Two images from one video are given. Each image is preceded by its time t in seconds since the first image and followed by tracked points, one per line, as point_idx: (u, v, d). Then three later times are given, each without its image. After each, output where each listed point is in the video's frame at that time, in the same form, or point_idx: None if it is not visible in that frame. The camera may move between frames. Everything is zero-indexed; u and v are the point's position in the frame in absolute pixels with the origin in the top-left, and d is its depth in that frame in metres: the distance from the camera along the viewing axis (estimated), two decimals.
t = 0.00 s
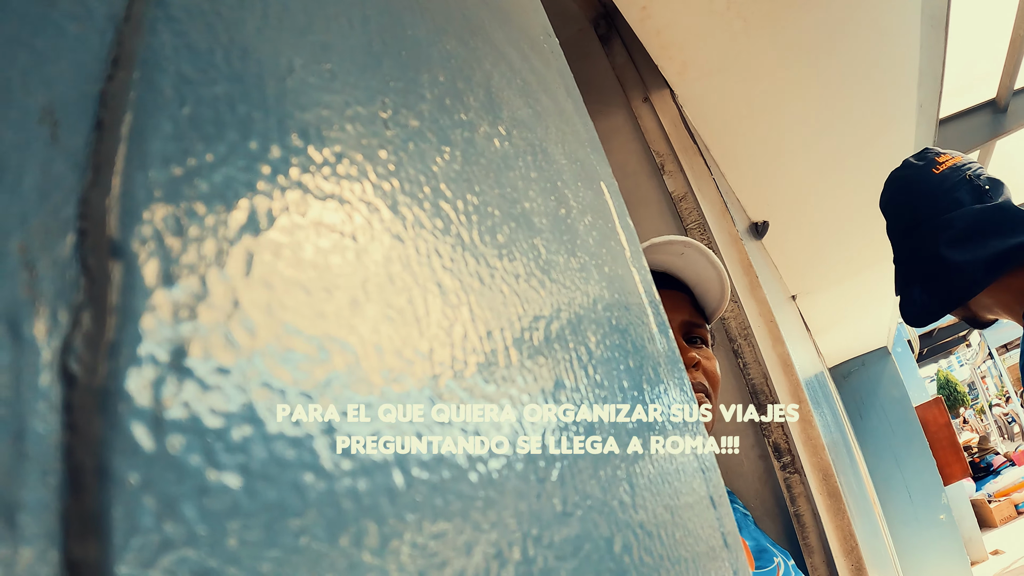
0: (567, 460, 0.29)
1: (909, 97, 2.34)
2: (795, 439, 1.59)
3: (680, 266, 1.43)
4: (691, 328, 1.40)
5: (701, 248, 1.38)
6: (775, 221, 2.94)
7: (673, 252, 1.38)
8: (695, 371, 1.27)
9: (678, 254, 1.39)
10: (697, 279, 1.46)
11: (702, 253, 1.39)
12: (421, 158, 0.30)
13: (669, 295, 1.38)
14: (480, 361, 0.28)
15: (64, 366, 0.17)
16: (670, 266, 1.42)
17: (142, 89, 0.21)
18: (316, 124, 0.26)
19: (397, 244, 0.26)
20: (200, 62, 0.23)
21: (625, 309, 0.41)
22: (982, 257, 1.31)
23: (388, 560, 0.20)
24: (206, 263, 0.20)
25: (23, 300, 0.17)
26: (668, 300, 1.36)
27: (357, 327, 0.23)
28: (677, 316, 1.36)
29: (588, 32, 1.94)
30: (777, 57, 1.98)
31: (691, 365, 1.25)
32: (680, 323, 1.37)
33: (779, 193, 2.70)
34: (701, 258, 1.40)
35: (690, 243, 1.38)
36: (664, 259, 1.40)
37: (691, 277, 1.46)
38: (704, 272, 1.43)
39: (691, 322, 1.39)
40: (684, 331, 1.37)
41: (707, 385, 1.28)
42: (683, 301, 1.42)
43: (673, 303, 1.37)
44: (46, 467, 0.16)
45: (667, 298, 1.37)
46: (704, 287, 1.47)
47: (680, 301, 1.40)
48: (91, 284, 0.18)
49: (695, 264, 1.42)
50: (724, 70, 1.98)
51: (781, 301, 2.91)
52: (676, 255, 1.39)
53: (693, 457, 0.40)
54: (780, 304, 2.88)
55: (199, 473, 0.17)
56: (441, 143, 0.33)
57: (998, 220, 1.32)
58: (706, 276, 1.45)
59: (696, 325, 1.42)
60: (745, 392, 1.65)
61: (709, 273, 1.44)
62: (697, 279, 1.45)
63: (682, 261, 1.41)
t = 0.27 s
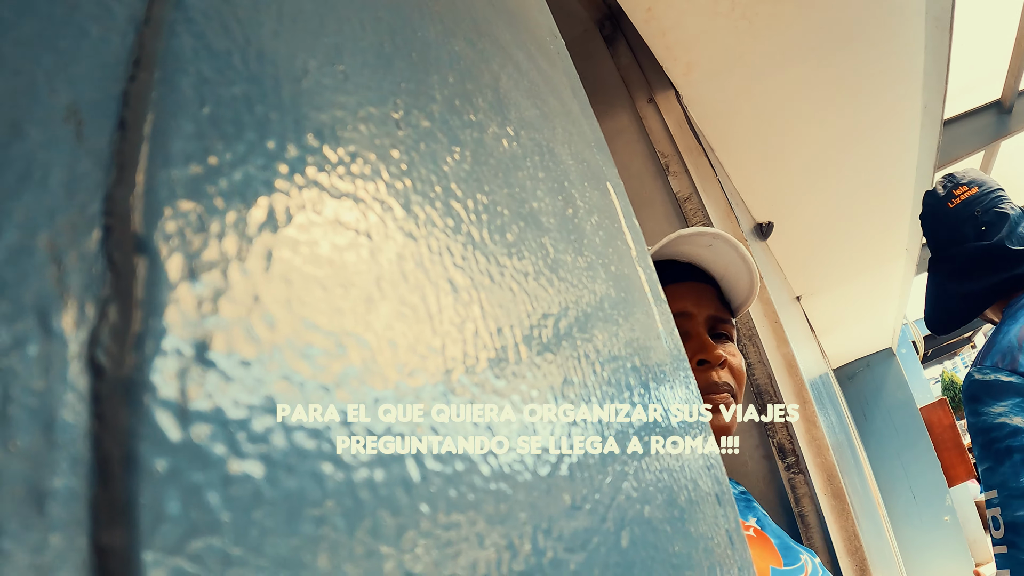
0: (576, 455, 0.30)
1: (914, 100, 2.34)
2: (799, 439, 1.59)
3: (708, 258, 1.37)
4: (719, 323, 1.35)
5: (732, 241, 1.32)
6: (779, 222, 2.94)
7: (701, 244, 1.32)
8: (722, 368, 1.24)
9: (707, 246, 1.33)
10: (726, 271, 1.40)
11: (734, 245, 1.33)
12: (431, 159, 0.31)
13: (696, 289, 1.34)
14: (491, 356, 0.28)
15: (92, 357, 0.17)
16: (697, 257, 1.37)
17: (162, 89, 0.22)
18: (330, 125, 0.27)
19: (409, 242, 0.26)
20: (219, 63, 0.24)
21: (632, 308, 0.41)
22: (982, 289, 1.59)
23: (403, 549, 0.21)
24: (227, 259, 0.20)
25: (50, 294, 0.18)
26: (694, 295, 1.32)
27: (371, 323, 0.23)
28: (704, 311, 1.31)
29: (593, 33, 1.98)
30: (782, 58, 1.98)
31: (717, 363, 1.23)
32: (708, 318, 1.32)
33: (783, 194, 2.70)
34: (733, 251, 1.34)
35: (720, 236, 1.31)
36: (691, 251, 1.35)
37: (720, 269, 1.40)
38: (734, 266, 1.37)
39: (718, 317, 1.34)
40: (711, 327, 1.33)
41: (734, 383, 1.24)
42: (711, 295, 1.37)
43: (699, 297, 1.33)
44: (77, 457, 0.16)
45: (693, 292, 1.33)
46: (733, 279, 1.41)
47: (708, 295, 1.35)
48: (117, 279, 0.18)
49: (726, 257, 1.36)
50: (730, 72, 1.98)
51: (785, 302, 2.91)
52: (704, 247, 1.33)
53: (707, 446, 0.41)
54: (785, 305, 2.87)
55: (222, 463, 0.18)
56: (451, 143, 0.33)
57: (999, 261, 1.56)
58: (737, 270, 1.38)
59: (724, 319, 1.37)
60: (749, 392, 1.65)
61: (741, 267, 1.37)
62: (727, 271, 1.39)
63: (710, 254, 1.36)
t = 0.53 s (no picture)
0: (589, 455, 0.30)
1: (920, 101, 2.34)
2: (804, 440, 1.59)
3: (719, 238, 1.35)
4: (728, 304, 1.34)
5: (746, 220, 1.30)
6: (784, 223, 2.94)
7: (715, 222, 1.30)
8: (736, 352, 1.20)
9: (720, 225, 1.32)
10: (737, 252, 1.38)
11: (748, 224, 1.32)
12: (445, 160, 0.31)
13: (707, 270, 1.32)
14: (505, 357, 0.28)
15: (117, 357, 0.17)
16: (708, 237, 1.35)
17: (183, 90, 0.22)
18: (346, 126, 0.27)
19: (424, 243, 0.27)
20: (238, 64, 0.24)
21: (641, 308, 0.41)
22: None
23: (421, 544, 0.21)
24: (248, 260, 0.20)
25: (75, 295, 0.18)
26: (705, 276, 1.30)
27: (388, 324, 0.24)
28: (715, 292, 1.30)
29: (598, 34, 1.99)
30: (786, 59, 1.97)
31: (733, 346, 1.19)
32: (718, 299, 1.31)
33: (788, 195, 2.70)
34: (746, 230, 1.32)
35: (736, 214, 1.30)
36: (703, 230, 1.33)
37: (731, 249, 1.38)
38: (746, 246, 1.36)
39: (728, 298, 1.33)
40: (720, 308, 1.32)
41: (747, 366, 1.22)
42: (720, 276, 1.36)
43: (710, 278, 1.31)
44: (103, 455, 0.16)
45: (704, 273, 1.31)
46: (743, 261, 1.39)
47: (718, 276, 1.34)
48: (140, 279, 0.18)
49: (738, 236, 1.34)
50: (735, 73, 1.98)
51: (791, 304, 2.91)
52: (717, 226, 1.32)
53: (721, 442, 0.41)
54: (790, 307, 2.87)
55: (245, 462, 0.18)
56: (464, 145, 0.33)
57: None
58: (748, 251, 1.37)
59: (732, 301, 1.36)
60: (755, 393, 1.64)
61: (752, 246, 1.36)
62: (737, 252, 1.38)
63: (722, 233, 1.34)
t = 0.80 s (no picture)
0: (598, 453, 0.30)
1: (923, 102, 2.33)
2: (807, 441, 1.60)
3: (724, 220, 1.37)
4: (736, 289, 1.30)
5: (749, 197, 1.34)
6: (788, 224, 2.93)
7: (719, 201, 1.33)
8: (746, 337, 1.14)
9: (724, 204, 1.34)
10: (743, 234, 1.39)
11: (751, 202, 1.35)
12: (457, 163, 0.31)
13: (712, 253, 1.30)
14: (516, 357, 0.28)
15: (138, 356, 0.18)
16: (714, 221, 1.37)
17: (200, 91, 0.22)
18: (360, 128, 0.27)
19: (436, 244, 0.27)
20: (253, 66, 0.24)
21: (648, 310, 0.41)
22: None
23: (437, 542, 0.21)
24: (265, 261, 0.21)
25: (96, 295, 0.18)
26: (710, 259, 1.27)
27: (403, 325, 0.24)
28: (722, 276, 1.26)
29: (602, 35, 1.99)
30: (790, 61, 1.97)
31: (743, 330, 1.13)
32: (725, 283, 1.27)
33: (791, 196, 2.69)
34: (749, 208, 1.35)
35: (738, 191, 1.33)
36: (708, 212, 1.35)
37: (736, 232, 1.39)
38: (751, 226, 1.38)
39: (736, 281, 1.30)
40: (728, 292, 1.28)
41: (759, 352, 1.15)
42: (727, 260, 1.33)
43: (716, 262, 1.29)
44: (127, 455, 0.17)
45: (710, 256, 1.29)
46: (750, 244, 1.40)
47: (725, 259, 1.33)
48: (160, 279, 0.19)
49: (741, 216, 1.37)
50: (740, 75, 1.97)
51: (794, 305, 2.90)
52: (721, 206, 1.34)
53: (727, 440, 0.41)
54: (794, 308, 2.86)
55: (264, 461, 0.18)
56: (474, 146, 0.33)
57: None
58: (754, 232, 1.39)
59: (741, 286, 1.33)
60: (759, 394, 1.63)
61: (757, 227, 1.38)
62: (743, 234, 1.39)
63: (726, 214, 1.36)
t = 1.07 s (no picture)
0: (600, 454, 0.30)
1: (926, 103, 2.33)
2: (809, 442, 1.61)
3: (741, 208, 1.35)
4: (753, 279, 1.31)
5: (765, 184, 1.31)
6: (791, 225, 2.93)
7: (735, 190, 1.31)
8: (763, 329, 1.15)
9: (740, 193, 1.32)
10: (760, 222, 1.38)
11: (766, 189, 1.33)
12: (460, 165, 0.31)
13: (728, 244, 1.30)
14: (518, 358, 0.28)
15: (142, 357, 0.18)
16: (730, 208, 1.36)
17: (204, 94, 0.22)
18: (363, 129, 0.27)
19: (439, 245, 0.27)
20: (257, 68, 0.24)
21: (649, 311, 0.41)
22: None
23: (439, 542, 0.22)
24: (269, 262, 0.21)
25: (100, 296, 0.18)
26: (726, 249, 1.28)
27: (405, 326, 0.24)
28: (738, 266, 1.27)
29: (605, 36, 2.00)
30: (792, 61, 1.96)
31: (760, 322, 1.13)
32: (741, 274, 1.27)
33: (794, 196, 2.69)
34: (765, 195, 1.33)
35: (754, 178, 1.31)
36: (723, 201, 1.33)
37: (754, 220, 1.38)
38: (768, 214, 1.36)
39: (753, 272, 1.30)
40: (745, 282, 1.28)
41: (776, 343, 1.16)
42: (743, 249, 1.34)
43: (732, 252, 1.29)
44: (130, 454, 0.17)
45: (726, 247, 1.29)
46: (767, 232, 1.39)
47: (741, 249, 1.33)
48: (164, 281, 0.19)
49: (758, 203, 1.35)
50: (742, 75, 1.97)
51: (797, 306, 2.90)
52: (737, 194, 1.32)
53: (729, 442, 0.41)
54: (796, 309, 2.86)
55: (268, 461, 0.19)
56: (476, 148, 0.33)
57: None
58: (771, 219, 1.38)
59: (758, 276, 1.33)
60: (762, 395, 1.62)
61: (774, 213, 1.36)
62: (761, 222, 1.38)
63: (743, 202, 1.34)
